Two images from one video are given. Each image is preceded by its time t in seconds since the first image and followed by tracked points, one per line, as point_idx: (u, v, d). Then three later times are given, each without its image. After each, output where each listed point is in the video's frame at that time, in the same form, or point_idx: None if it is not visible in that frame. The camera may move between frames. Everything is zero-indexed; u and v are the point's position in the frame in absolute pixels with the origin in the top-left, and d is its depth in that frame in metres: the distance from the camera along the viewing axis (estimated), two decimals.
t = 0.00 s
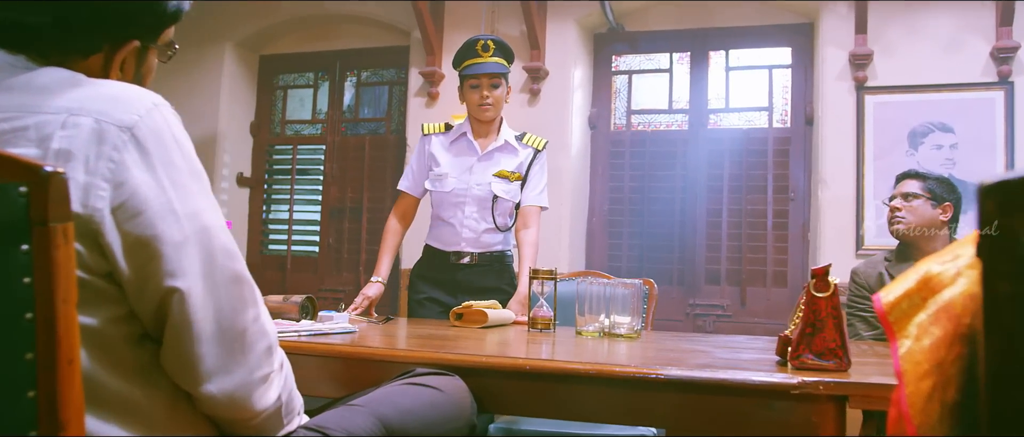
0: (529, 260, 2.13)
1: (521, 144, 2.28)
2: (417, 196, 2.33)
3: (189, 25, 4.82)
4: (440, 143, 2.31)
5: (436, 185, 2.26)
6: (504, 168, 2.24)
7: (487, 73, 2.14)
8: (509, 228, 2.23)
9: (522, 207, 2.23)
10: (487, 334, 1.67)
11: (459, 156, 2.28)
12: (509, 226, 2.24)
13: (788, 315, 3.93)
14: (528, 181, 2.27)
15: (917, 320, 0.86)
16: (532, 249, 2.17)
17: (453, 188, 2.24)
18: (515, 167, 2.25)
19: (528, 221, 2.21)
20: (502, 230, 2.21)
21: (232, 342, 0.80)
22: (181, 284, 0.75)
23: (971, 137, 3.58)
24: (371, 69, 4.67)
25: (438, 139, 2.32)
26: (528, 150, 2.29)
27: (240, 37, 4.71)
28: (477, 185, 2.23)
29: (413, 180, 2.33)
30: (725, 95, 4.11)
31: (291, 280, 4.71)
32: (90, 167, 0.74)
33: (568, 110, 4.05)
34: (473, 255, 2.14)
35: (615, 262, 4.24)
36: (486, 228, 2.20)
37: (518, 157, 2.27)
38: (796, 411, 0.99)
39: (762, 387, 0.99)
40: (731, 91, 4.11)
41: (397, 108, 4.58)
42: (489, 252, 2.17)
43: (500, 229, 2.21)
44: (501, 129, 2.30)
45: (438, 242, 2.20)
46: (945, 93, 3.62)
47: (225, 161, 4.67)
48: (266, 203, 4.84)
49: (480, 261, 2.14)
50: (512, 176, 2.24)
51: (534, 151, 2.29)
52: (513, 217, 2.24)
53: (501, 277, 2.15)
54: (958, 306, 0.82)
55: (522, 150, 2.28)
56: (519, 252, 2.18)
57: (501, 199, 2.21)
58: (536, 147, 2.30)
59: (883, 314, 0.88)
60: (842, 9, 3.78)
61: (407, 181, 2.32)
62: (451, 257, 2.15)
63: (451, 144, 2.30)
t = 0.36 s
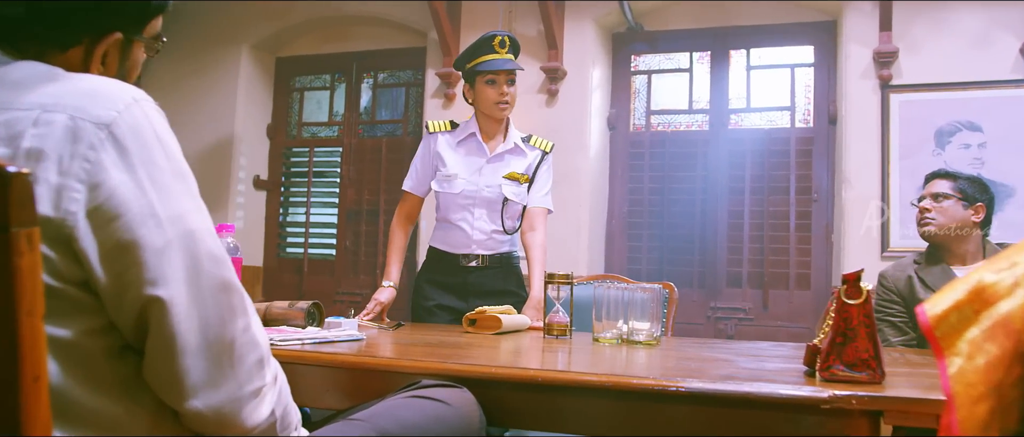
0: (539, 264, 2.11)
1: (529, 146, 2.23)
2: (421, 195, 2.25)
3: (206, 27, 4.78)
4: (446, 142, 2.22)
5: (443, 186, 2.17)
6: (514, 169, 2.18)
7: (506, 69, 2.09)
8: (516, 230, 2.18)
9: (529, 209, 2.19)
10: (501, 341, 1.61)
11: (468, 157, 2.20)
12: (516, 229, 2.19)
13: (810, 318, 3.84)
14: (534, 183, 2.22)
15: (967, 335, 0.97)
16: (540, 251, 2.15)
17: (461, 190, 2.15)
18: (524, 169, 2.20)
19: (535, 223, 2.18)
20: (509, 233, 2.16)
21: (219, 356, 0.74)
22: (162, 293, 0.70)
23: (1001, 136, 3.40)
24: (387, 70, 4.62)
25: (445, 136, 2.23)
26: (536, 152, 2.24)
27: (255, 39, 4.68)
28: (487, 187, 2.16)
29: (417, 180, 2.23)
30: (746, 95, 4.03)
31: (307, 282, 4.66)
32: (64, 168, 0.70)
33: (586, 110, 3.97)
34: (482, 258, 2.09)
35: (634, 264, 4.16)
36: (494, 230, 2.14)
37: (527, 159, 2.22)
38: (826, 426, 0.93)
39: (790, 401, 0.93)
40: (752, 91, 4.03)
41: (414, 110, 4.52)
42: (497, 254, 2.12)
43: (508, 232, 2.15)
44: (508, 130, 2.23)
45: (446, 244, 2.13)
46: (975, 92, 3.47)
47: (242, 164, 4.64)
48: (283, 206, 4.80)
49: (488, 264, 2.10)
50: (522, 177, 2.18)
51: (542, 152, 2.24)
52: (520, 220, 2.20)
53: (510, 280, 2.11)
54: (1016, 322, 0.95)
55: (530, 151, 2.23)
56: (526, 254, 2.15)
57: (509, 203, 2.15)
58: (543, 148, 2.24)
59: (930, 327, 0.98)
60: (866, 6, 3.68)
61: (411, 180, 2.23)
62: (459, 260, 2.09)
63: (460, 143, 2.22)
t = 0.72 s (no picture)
0: (557, 270, 2.05)
1: (539, 149, 2.18)
2: (430, 199, 2.19)
3: (226, 34, 4.77)
4: (456, 145, 2.16)
5: (454, 190, 2.11)
6: (526, 173, 2.13)
7: (519, 66, 2.02)
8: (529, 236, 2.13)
9: (541, 214, 2.16)
10: (520, 351, 1.55)
11: (479, 160, 2.14)
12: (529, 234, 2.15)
13: (842, 324, 3.74)
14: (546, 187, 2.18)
15: None
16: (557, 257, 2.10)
17: (473, 194, 2.09)
18: (536, 173, 2.15)
19: (549, 228, 2.14)
20: (522, 239, 2.11)
21: (213, 374, 0.70)
22: (148, 307, 0.67)
23: None
24: (408, 75, 4.58)
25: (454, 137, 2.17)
26: (547, 155, 2.18)
27: (275, 45, 4.66)
28: (500, 191, 2.10)
29: (425, 184, 2.18)
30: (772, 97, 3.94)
31: (329, 290, 4.61)
32: (42, 171, 0.68)
33: (609, 114, 3.90)
34: (496, 264, 2.03)
35: (660, 269, 4.08)
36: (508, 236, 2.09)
37: (538, 162, 2.17)
38: None
39: (832, 419, 0.86)
40: (778, 92, 3.94)
41: (435, 116, 4.46)
42: (511, 261, 2.06)
43: (522, 238, 2.11)
44: (518, 133, 2.19)
45: (457, 251, 2.07)
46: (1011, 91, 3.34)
47: (263, 171, 4.62)
48: (305, 212, 4.76)
49: (501, 270, 2.03)
50: (535, 182, 2.13)
51: (553, 155, 2.19)
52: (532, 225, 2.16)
53: (524, 286, 2.05)
54: None
55: (541, 154, 2.18)
56: (541, 260, 2.09)
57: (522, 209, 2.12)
58: (554, 151, 2.20)
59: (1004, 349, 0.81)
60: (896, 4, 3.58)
61: (419, 184, 2.17)
62: (474, 267, 2.03)
63: (472, 148, 2.15)
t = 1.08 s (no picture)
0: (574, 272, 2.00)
1: (550, 148, 2.11)
2: (438, 201, 2.12)
3: (239, 37, 4.73)
4: (465, 146, 2.08)
5: (465, 192, 2.04)
6: (538, 174, 2.07)
7: (539, 66, 1.97)
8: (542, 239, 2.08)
9: (554, 215, 2.09)
10: (539, 359, 1.49)
11: (489, 161, 2.07)
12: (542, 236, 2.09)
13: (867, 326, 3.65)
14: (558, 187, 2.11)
15: None
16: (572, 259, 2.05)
17: (484, 196, 2.03)
18: (548, 173, 2.09)
19: (563, 229, 2.08)
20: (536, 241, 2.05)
21: (208, 392, 0.65)
22: (134, 321, 0.63)
23: None
24: (423, 77, 4.53)
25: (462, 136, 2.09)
26: (559, 154, 2.12)
27: (289, 48, 4.63)
28: (513, 192, 2.04)
29: (432, 186, 2.11)
30: (793, 95, 3.86)
31: (345, 294, 4.57)
32: (17, 172, 0.65)
33: (627, 115, 3.83)
34: (512, 267, 1.98)
35: (681, 272, 4.00)
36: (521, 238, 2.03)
37: (549, 161, 2.10)
38: None
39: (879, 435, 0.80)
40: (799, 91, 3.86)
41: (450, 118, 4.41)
42: (526, 263, 2.01)
43: (535, 239, 2.05)
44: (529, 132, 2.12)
45: (470, 255, 2.00)
46: None
47: (278, 174, 4.58)
48: (320, 216, 4.71)
49: (516, 273, 1.98)
50: (547, 182, 2.07)
51: (564, 154, 2.13)
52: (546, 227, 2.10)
53: (541, 289, 1.99)
54: None
55: (552, 154, 2.11)
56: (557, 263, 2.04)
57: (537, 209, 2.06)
58: (566, 149, 2.14)
59: None
60: None
61: (427, 187, 2.10)
62: (489, 271, 1.97)
63: (481, 146, 2.08)
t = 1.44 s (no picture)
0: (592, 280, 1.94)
1: (569, 154, 2.05)
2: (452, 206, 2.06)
3: (251, 44, 4.71)
4: (481, 150, 2.02)
5: (480, 197, 1.98)
6: (556, 179, 2.02)
7: (561, 72, 1.92)
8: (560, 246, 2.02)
9: (572, 222, 2.04)
10: (559, 370, 1.44)
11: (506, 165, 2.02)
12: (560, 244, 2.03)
13: (888, 334, 3.57)
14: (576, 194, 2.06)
15: None
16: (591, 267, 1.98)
17: (501, 201, 1.97)
18: (567, 179, 2.04)
19: (580, 237, 2.02)
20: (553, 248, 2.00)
21: (208, 414, 0.62)
22: (125, 337, 0.60)
23: None
24: (436, 82, 4.48)
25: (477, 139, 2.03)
26: (577, 160, 2.06)
27: (301, 54, 4.59)
28: (530, 198, 1.98)
29: (446, 191, 2.04)
30: (811, 99, 3.78)
31: (357, 301, 4.52)
32: None
33: (642, 120, 3.77)
34: (528, 274, 1.92)
35: (699, 279, 3.93)
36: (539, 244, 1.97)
37: (568, 167, 2.05)
38: None
39: None
40: (817, 94, 3.78)
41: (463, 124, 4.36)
42: (543, 270, 1.95)
43: (553, 246, 1.99)
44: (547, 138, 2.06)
45: (486, 262, 1.95)
46: None
47: (290, 181, 4.55)
48: (332, 222, 4.66)
49: (533, 281, 1.92)
50: (566, 187, 2.02)
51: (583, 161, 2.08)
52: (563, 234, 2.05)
53: (559, 298, 1.93)
54: None
55: (570, 160, 2.05)
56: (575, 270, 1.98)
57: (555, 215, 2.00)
58: (585, 156, 2.08)
59: None
60: None
61: (440, 192, 2.03)
62: (505, 278, 1.92)
63: (496, 150, 2.02)
